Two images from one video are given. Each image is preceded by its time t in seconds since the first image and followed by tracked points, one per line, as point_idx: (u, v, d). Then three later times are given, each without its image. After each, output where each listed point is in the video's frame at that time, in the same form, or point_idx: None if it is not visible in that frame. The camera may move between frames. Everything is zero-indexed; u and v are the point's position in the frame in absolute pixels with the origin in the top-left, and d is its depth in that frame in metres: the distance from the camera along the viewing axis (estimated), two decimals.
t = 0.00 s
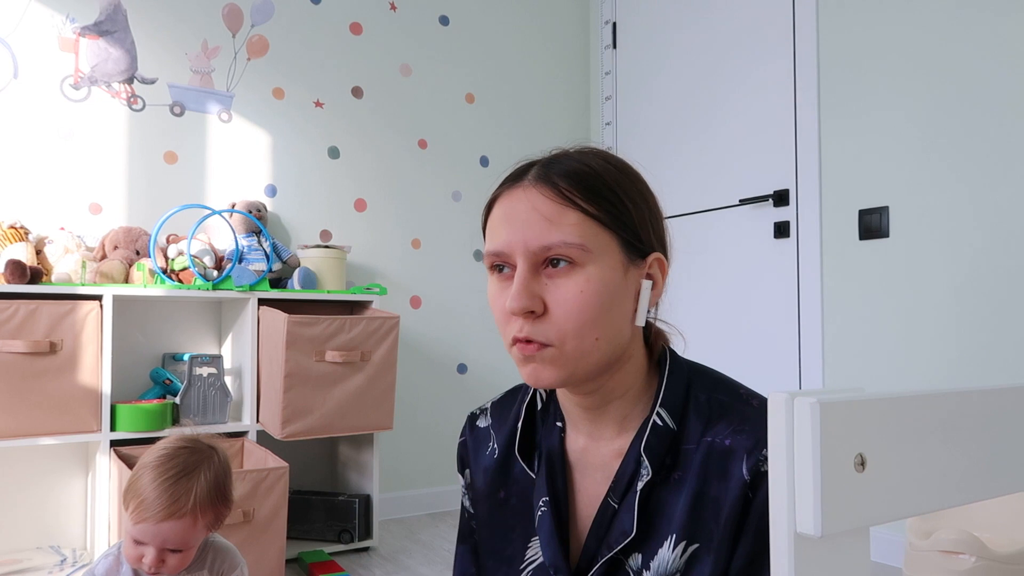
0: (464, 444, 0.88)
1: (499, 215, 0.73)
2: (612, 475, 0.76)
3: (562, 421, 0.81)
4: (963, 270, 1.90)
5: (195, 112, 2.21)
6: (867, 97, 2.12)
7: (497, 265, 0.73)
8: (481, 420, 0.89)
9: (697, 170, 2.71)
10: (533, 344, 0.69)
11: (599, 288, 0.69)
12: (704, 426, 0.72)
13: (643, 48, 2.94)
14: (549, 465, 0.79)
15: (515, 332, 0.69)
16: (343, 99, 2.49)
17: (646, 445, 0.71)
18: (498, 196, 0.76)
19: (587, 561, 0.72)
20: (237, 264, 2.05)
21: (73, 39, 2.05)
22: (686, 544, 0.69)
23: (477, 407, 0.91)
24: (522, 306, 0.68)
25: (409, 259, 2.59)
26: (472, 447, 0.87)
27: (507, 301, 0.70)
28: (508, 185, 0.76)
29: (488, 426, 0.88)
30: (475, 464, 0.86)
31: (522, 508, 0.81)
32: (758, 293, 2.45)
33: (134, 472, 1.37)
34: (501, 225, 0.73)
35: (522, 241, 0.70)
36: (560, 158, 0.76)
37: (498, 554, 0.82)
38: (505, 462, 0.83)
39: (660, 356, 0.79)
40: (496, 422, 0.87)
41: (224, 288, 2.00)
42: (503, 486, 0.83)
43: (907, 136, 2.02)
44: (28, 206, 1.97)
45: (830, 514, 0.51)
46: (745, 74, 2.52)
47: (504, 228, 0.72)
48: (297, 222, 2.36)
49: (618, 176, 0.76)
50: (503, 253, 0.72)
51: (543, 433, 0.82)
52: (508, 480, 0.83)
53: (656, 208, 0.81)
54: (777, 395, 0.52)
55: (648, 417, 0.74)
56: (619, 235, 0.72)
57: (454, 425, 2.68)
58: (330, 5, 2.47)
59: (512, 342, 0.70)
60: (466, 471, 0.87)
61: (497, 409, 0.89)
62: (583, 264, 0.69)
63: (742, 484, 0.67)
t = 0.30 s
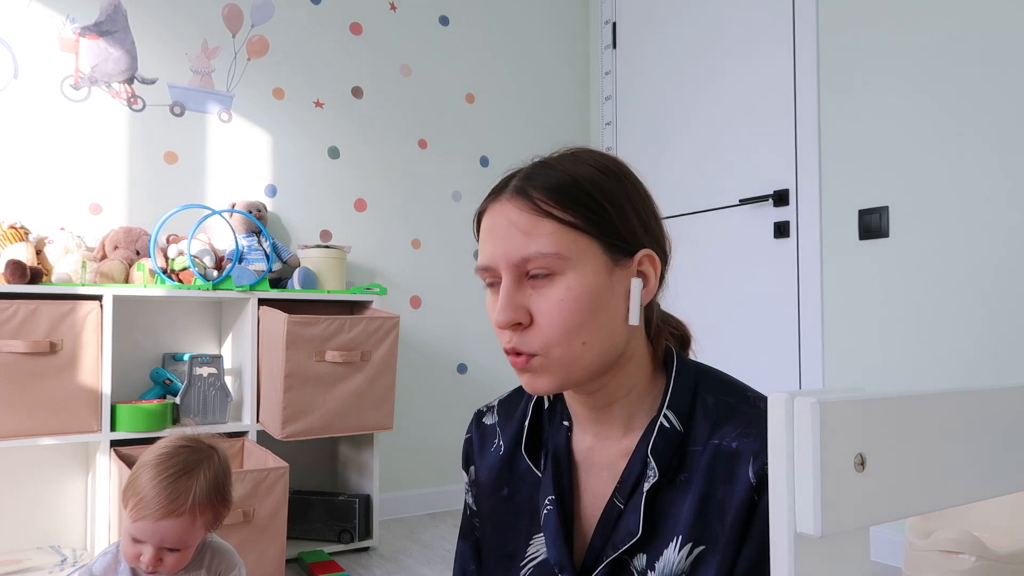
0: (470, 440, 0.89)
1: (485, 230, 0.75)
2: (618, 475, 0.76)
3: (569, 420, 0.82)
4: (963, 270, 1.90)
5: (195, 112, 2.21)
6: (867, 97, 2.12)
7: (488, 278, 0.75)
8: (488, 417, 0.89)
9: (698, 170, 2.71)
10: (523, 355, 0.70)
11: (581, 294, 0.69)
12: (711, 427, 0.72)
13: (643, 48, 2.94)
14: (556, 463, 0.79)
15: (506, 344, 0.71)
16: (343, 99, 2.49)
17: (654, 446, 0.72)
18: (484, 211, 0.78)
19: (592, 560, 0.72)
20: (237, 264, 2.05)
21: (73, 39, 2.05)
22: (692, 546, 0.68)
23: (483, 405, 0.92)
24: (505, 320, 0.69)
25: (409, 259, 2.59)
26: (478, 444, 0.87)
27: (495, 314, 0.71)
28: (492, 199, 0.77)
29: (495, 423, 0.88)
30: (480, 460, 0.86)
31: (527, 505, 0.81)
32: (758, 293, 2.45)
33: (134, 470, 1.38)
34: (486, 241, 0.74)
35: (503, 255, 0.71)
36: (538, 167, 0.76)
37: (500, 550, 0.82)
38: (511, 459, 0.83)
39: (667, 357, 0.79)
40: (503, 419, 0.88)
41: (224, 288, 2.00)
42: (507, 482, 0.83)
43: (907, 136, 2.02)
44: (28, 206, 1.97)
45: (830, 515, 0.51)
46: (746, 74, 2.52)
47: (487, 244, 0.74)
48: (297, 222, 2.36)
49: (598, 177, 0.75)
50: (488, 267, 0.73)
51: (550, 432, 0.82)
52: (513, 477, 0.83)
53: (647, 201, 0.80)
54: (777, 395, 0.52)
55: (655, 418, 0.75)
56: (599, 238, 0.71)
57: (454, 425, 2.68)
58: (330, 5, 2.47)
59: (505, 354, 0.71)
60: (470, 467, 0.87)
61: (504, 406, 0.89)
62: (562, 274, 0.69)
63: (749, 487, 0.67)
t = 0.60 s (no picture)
0: (493, 427, 0.88)
1: (507, 230, 0.77)
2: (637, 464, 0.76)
3: (591, 409, 0.82)
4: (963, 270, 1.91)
5: (195, 112, 2.21)
6: (866, 97, 2.12)
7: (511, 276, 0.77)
8: (511, 406, 0.89)
9: (697, 170, 2.71)
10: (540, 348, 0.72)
11: (592, 290, 0.70)
12: (727, 421, 0.72)
13: (643, 47, 2.94)
14: (577, 450, 0.79)
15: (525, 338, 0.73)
16: (343, 99, 2.49)
17: (672, 435, 0.72)
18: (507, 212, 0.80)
19: (608, 547, 0.72)
20: (237, 264, 2.05)
21: (73, 39, 2.05)
22: (710, 534, 0.68)
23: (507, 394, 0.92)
24: (521, 315, 0.71)
25: (409, 259, 2.59)
26: (500, 430, 0.87)
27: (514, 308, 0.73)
28: (515, 201, 0.79)
29: (518, 411, 0.87)
30: (501, 446, 0.85)
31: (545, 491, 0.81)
32: (758, 292, 2.45)
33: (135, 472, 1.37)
34: (509, 240, 0.76)
35: (521, 253, 0.73)
36: (557, 169, 0.78)
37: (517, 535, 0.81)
38: (532, 446, 0.83)
39: (686, 352, 0.79)
40: (526, 407, 0.87)
41: (224, 288, 2.00)
42: (527, 468, 0.82)
43: (907, 136, 2.02)
44: (28, 206, 1.97)
45: (830, 514, 0.51)
46: (745, 74, 2.52)
47: (508, 243, 0.75)
48: (297, 222, 2.36)
49: (615, 177, 0.76)
50: (509, 264, 0.75)
51: (571, 421, 0.82)
52: (533, 464, 0.82)
53: (668, 202, 0.80)
54: (777, 396, 0.52)
55: (674, 409, 0.75)
56: (612, 236, 0.72)
57: (454, 425, 2.68)
58: (329, 5, 2.47)
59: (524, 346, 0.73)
60: (491, 452, 0.87)
61: (528, 395, 0.89)
62: (574, 271, 0.71)
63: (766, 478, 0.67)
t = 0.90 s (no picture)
0: (523, 411, 0.88)
1: (582, 215, 0.75)
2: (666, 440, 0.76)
3: (621, 391, 0.82)
4: (962, 270, 1.91)
5: (195, 112, 2.21)
6: (866, 97, 2.12)
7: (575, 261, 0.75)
8: (540, 389, 0.89)
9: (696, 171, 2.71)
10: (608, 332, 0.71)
11: (670, 284, 0.70)
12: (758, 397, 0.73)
13: (643, 48, 2.94)
14: (607, 429, 0.79)
15: (591, 320, 0.71)
16: (343, 99, 2.49)
17: (705, 404, 0.72)
18: (578, 198, 0.78)
19: (637, 516, 0.71)
20: (237, 264, 2.06)
21: (73, 39, 2.05)
22: (743, 499, 0.68)
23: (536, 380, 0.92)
24: (598, 296, 0.70)
25: (409, 259, 2.59)
26: (528, 411, 0.87)
27: (584, 292, 0.72)
28: (588, 189, 0.77)
29: (547, 394, 0.87)
30: (530, 426, 0.86)
31: (571, 469, 0.80)
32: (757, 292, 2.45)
33: (159, 468, 1.36)
34: (581, 224, 0.75)
35: (600, 238, 0.72)
36: (635, 165, 0.77)
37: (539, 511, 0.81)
38: (561, 425, 0.83)
39: (718, 344, 0.79)
40: (554, 390, 0.87)
41: (224, 288, 2.00)
42: (554, 446, 0.82)
43: (907, 136, 2.02)
44: (28, 206, 1.98)
45: (830, 513, 0.51)
46: (745, 74, 2.52)
47: (583, 227, 0.74)
48: (297, 223, 2.36)
49: (688, 180, 0.77)
50: (582, 249, 0.73)
51: (601, 402, 0.83)
52: (560, 442, 0.82)
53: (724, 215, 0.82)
54: (778, 395, 0.53)
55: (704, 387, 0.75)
56: (689, 237, 0.73)
57: (454, 425, 2.68)
58: (329, 5, 2.47)
59: (587, 331, 0.72)
60: (520, 433, 0.87)
61: (558, 380, 0.89)
62: (655, 263, 0.70)
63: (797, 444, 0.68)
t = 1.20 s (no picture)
0: (528, 407, 0.86)
1: (639, 198, 0.78)
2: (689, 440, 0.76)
3: (636, 390, 0.82)
4: (961, 270, 1.91)
5: (195, 112, 2.21)
6: (866, 97, 2.12)
7: (628, 242, 0.77)
8: (548, 387, 0.87)
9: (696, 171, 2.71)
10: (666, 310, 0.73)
11: (727, 271, 0.74)
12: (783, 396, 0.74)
13: (643, 47, 2.94)
14: (625, 428, 0.78)
15: (648, 298, 0.73)
16: (343, 99, 2.49)
17: (735, 401, 0.73)
18: (630, 185, 0.81)
19: (662, 515, 0.71)
20: (237, 264, 2.05)
21: (73, 39, 2.05)
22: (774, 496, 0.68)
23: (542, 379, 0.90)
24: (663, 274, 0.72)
25: (409, 259, 2.59)
26: (534, 411, 0.85)
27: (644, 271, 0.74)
28: (642, 177, 0.81)
29: (556, 393, 0.86)
30: (536, 425, 0.83)
31: (580, 469, 0.79)
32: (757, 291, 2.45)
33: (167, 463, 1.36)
34: (639, 207, 0.78)
35: (664, 221, 0.75)
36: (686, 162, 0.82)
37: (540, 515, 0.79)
38: (571, 426, 0.82)
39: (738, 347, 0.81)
40: (563, 391, 0.86)
41: (224, 288, 2.00)
42: (564, 447, 0.81)
43: (907, 136, 2.02)
44: (28, 206, 1.97)
45: (830, 514, 0.51)
46: (746, 74, 2.52)
47: (643, 210, 0.77)
48: (297, 223, 2.36)
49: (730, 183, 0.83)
50: (641, 231, 0.76)
51: (616, 401, 0.82)
52: (569, 444, 0.81)
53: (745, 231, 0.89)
54: (777, 395, 0.53)
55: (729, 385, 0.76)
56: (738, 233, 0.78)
57: (454, 425, 2.68)
58: (329, 5, 2.47)
59: (644, 306, 0.74)
60: (521, 431, 0.85)
61: (566, 379, 0.87)
62: (714, 249, 0.74)
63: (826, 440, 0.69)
